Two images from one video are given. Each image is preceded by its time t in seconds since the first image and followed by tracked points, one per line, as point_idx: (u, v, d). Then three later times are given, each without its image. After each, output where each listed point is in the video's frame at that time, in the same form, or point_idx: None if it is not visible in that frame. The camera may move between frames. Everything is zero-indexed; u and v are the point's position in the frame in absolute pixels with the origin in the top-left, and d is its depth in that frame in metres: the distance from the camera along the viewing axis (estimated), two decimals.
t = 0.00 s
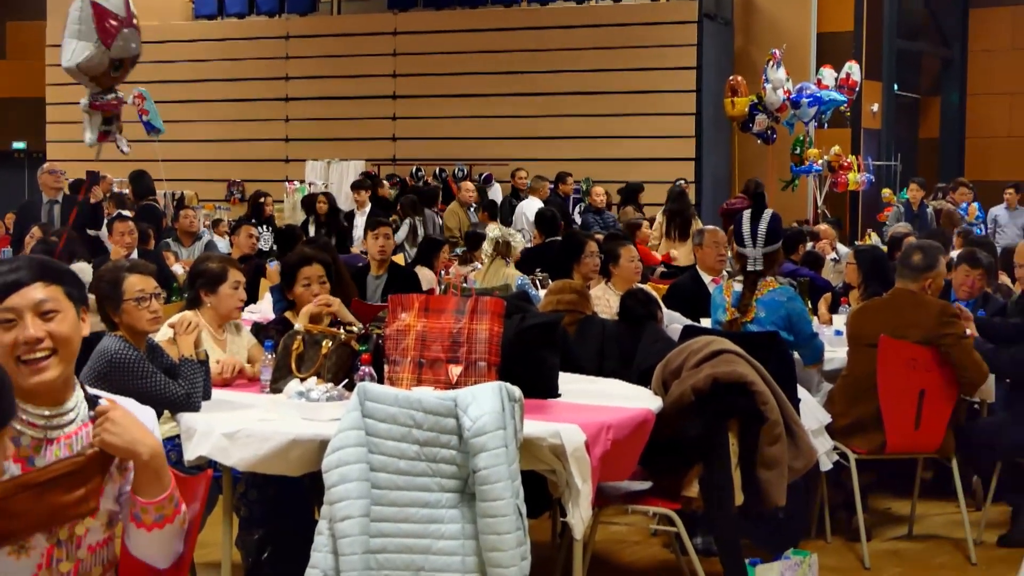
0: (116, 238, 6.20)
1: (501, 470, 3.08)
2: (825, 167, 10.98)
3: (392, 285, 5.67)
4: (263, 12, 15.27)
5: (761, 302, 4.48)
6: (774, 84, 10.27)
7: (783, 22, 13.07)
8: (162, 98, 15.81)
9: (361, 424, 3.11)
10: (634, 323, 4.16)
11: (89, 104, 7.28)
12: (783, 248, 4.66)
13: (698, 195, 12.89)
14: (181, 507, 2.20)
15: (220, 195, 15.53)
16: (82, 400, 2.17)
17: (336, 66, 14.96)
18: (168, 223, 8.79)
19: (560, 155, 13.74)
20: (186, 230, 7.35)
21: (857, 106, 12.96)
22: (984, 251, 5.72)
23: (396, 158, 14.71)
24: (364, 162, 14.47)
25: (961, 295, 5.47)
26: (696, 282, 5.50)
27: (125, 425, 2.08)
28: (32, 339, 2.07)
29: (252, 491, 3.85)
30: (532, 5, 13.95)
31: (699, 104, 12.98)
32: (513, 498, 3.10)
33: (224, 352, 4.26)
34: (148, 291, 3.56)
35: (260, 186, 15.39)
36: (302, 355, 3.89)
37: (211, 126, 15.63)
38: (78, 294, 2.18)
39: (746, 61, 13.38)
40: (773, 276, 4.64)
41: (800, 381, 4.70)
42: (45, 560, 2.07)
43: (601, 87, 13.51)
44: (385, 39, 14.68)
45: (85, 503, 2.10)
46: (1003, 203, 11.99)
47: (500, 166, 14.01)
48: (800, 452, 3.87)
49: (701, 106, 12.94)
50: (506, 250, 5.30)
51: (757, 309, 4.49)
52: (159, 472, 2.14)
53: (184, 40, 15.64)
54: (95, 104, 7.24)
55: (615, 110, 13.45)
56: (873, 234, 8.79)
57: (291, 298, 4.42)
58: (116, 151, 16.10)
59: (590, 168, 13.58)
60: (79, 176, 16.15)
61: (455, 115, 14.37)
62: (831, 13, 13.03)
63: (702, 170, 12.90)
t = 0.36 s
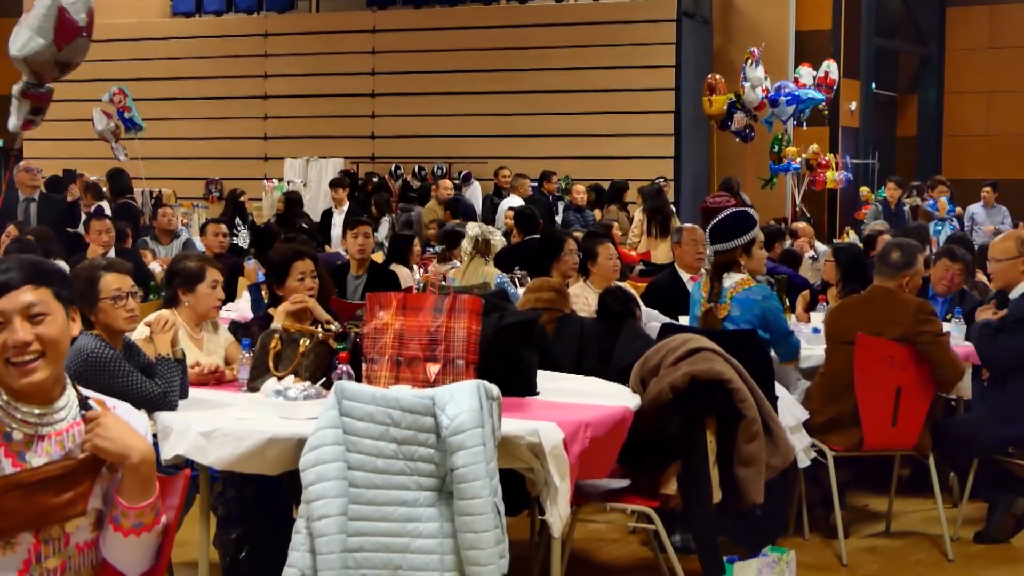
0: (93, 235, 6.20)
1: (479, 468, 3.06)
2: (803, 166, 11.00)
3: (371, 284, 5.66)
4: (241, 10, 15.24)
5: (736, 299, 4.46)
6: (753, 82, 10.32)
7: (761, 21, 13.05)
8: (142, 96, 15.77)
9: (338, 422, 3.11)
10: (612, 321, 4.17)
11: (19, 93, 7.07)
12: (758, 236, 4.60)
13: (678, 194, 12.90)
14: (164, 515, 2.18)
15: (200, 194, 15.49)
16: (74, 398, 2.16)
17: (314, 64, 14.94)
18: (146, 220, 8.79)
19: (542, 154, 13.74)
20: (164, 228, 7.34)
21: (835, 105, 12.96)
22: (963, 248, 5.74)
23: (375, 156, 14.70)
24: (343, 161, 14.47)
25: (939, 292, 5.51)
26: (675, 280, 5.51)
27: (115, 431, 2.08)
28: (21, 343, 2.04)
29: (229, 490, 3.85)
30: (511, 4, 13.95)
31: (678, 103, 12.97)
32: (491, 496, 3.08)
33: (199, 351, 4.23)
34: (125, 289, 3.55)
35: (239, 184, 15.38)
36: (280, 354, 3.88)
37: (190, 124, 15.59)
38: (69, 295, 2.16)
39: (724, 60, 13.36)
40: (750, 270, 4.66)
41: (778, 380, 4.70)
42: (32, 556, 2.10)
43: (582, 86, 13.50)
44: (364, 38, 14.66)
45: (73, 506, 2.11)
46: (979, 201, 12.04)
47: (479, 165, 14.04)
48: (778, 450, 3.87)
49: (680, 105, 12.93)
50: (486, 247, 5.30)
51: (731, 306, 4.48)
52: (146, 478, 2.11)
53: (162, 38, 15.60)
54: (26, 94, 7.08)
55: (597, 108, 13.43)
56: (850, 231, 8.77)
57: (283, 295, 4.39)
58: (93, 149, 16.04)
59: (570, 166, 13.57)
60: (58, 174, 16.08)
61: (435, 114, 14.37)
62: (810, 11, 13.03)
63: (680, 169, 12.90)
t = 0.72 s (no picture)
0: (69, 232, 6.20)
1: (455, 467, 3.05)
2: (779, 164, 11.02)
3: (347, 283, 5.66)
4: (217, 7, 15.19)
5: (712, 298, 4.49)
6: (729, 81, 10.35)
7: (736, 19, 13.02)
8: (119, 94, 15.71)
9: (313, 421, 3.09)
10: (589, 319, 4.17)
11: None
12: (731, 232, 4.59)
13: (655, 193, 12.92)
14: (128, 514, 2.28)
15: (176, 192, 15.45)
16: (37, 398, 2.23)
17: (290, 62, 14.91)
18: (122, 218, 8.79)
19: (521, 152, 13.73)
20: (139, 225, 7.33)
21: (811, 104, 12.99)
22: (936, 245, 5.76)
23: (351, 154, 14.68)
24: (319, 159, 14.46)
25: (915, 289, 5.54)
26: (651, 278, 5.54)
27: (78, 432, 2.17)
28: None
29: (203, 489, 3.85)
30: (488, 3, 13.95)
31: (654, 102, 12.98)
32: (468, 495, 3.08)
33: (177, 350, 4.23)
34: (99, 288, 3.50)
35: (215, 182, 15.35)
36: (255, 353, 3.86)
37: (166, 122, 15.53)
38: (32, 292, 2.20)
39: (700, 59, 13.36)
40: (723, 270, 4.65)
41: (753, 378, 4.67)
42: None
43: (560, 84, 13.49)
44: (341, 36, 14.63)
45: (40, 506, 2.20)
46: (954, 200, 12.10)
47: (455, 163, 14.05)
48: (754, 448, 3.88)
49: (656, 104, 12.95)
50: (462, 246, 5.35)
51: (707, 305, 4.51)
52: (109, 479, 2.22)
53: (138, 35, 15.55)
54: None
55: (576, 107, 13.42)
56: (822, 229, 8.78)
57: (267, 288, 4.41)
58: (68, 147, 15.98)
59: (548, 165, 13.57)
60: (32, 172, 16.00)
61: (413, 113, 14.36)
62: (786, 10, 13.05)
63: (656, 168, 12.93)
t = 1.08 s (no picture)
0: (46, 232, 6.18)
1: (434, 466, 3.05)
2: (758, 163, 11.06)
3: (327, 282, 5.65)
4: (196, 5, 15.13)
5: (685, 299, 4.50)
6: (708, 80, 10.36)
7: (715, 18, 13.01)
8: (98, 92, 15.64)
9: (293, 420, 3.09)
10: (568, 317, 4.19)
11: None
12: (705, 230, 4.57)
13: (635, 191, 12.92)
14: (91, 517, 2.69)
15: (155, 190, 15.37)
16: None
17: (269, 60, 14.86)
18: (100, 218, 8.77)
19: (503, 150, 13.71)
20: (117, 225, 7.31)
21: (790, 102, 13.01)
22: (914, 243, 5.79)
23: (331, 152, 14.64)
24: (298, 158, 14.41)
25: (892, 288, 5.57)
26: (631, 278, 5.55)
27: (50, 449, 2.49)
28: None
29: (183, 488, 3.90)
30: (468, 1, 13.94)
31: (634, 100, 13.00)
32: (447, 493, 3.07)
33: (160, 348, 4.23)
34: (76, 287, 3.47)
35: (193, 181, 15.29)
36: (234, 352, 3.86)
37: (145, 120, 15.47)
38: None
39: (680, 58, 13.38)
40: (697, 272, 4.62)
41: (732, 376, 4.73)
42: None
43: (540, 83, 13.49)
44: (320, 34, 14.60)
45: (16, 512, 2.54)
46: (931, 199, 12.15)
47: (434, 162, 14.03)
48: (733, 446, 3.90)
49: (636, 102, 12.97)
50: (442, 244, 5.34)
51: (681, 306, 4.52)
52: (75, 492, 2.60)
53: (118, 33, 15.51)
54: None
55: (558, 104, 13.41)
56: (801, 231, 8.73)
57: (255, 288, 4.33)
58: (46, 145, 15.90)
59: (528, 163, 13.56)
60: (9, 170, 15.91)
61: (392, 111, 14.33)
62: (765, 9, 13.08)
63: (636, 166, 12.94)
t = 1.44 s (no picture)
0: (26, 231, 6.17)
1: (417, 465, 3.03)
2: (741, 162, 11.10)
3: (308, 282, 5.65)
4: (178, 4, 15.09)
5: (665, 299, 4.49)
6: (690, 79, 10.31)
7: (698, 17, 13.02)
8: (82, 91, 15.59)
9: (275, 420, 3.09)
10: (551, 316, 4.18)
11: None
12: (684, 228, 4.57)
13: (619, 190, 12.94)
14: (59, 526, 2.82)
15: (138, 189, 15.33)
16: None
17: (252, 59, 14.84)
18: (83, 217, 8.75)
19: (488, 149, 13.70)
20: (98, 225, 7.29)
21: (772, 102, 13.03)
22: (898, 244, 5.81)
23: (313, 151, 14.62)
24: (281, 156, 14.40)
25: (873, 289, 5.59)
26: (614, 277, 5.56)
27: None
28: None
29: (166, 488, 3.85)
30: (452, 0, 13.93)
31: (617, 100, 13.01)
32: (429, 493, 3.06)
33: (147, 347, 4.23)
34: (58, 286, 3.45)
35: (176, 180, 15.26)
36: (216, 351, 3.83)
37: (128, 119, 15.43)
38: None
39: (663, 57, 13.39)
40: (677, 272, 4.63)
41: (714, 375, 4.80)
42: None
43: (524, 82, 13.49)
44: (302, 33, 14.57)
45: None
46: (912, 198, 12.19)
47: (417, 161, 14.03)
48: (716, 445, 3.90)
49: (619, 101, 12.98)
50: (424, 244, 5.32)
51: (661, 306, 4.51)
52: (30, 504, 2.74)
53: (102, 32, 15.48)
54: None
55: (542, 104, 13.40)
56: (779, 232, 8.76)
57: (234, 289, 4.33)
58: (29, 144, 15.84)
59: (513, 162, 13.56)
60: None
61: (376, 110, 14.31)
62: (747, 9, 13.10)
63: (619, 165, 12.95)
